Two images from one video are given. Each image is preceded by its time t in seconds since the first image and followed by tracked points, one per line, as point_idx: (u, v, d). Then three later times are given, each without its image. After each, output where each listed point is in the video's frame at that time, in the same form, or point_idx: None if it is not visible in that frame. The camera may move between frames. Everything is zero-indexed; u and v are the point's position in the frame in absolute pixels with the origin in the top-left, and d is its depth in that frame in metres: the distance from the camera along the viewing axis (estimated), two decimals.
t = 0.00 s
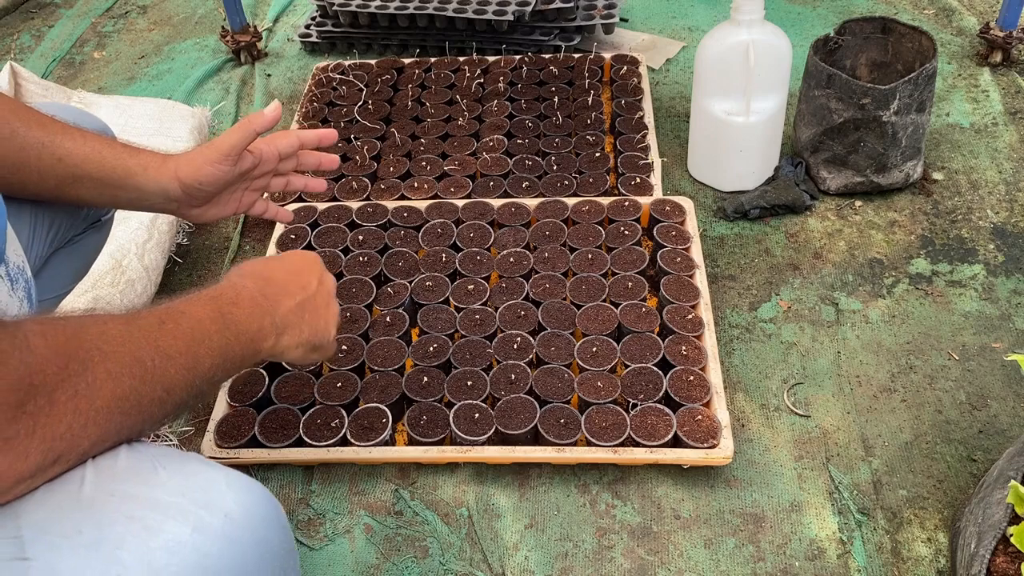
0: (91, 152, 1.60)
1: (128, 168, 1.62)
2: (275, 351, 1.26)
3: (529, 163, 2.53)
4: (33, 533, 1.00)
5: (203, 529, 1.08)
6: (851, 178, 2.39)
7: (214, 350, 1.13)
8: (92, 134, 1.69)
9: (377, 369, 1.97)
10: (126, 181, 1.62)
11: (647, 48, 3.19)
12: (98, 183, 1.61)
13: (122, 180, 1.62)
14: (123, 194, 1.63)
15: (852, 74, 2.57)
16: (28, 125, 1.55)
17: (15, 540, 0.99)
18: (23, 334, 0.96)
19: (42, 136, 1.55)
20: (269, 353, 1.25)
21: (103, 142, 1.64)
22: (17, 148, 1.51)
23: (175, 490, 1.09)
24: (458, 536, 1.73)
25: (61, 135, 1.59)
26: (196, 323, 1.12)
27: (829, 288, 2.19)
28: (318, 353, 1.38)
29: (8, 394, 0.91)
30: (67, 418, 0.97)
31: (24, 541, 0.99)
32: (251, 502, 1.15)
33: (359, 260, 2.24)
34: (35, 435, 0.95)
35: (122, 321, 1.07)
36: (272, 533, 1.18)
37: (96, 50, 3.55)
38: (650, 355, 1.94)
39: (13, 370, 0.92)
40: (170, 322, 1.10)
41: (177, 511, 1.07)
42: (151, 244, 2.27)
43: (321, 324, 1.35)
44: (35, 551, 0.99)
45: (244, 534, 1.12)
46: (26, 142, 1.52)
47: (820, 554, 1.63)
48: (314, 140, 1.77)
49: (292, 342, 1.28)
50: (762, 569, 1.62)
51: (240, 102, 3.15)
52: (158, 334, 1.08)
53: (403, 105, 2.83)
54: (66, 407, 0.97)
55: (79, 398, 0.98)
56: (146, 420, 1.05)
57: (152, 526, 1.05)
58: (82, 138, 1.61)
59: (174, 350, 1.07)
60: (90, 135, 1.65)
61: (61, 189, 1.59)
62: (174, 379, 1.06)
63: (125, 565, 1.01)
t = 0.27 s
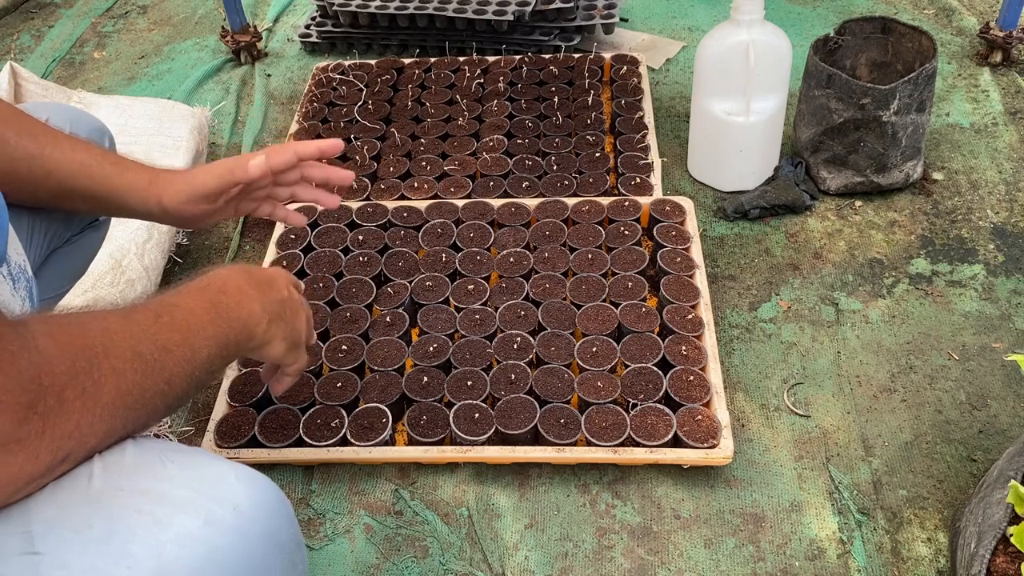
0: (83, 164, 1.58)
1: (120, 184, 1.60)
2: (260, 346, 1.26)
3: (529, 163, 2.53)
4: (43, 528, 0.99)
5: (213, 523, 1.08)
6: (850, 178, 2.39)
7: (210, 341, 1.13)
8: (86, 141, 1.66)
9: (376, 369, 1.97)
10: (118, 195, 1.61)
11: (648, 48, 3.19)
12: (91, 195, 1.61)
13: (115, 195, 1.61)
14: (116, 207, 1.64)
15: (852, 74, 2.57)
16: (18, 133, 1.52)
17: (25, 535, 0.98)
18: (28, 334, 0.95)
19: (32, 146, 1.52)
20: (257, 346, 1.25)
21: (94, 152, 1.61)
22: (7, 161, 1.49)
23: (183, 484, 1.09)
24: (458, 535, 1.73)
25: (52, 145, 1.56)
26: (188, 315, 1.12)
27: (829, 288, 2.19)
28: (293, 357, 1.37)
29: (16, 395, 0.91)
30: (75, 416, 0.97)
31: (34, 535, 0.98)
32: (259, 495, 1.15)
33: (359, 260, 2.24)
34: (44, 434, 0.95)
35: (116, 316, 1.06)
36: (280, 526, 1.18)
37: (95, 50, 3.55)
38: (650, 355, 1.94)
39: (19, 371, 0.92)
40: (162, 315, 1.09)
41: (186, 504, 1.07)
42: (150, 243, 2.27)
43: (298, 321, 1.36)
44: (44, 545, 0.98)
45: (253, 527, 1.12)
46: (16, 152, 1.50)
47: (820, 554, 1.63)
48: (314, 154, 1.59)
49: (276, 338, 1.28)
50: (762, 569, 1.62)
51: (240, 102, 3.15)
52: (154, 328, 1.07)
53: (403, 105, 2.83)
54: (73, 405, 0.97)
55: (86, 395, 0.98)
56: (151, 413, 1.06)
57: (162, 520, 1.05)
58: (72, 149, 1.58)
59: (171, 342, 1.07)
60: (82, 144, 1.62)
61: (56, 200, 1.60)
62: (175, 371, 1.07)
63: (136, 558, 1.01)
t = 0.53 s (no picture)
0: (77, 163, 1.58)
1: (111, 184, 1.60)
2: (271, 344, 1.24)
3: (529, 163, 2.53)
4: (50, 526, 1.00)
5: (219, 521, 1.08)
6: (851, 178, 2.39)
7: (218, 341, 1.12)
8: (82, 139, 1.66)
9: (376, 369, 1.97)
10: (109, 195, 1.62)
11: (648, 48, 3.19)
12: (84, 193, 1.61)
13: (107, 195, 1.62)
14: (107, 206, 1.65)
15: (852, 74, 2.57)
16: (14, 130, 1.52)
17: (31, 533, 0.99)
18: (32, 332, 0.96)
19: (27, 143, 1.53)
20: (268, 345, 1.23)
21: (88, 150, 1.61)
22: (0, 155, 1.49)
23: (190, 483, 1.09)
24: (458, 535, 1.73)
25: (47, 142, 1.56)
26: (195, 315, 1.11)
27: (829, 288, 2.19)
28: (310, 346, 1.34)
29: (21, 393, 0.91)
30: (81, 416, 0.97)
31: (41, 534, 0.99)
32: (266, 493, 1.15)
33: (359, 260, 2.24)
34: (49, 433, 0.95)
35: (123, 316, 1.05)
36: (286, 525, 1.18)
37: (95, 50, 3.55)
38: (650, 355, 1.94)
39: (25, 370, 0.92)
40: (169, 316, 1.09)
41: (192, 502, 1.07)
42: (150, 243, 2.27)
43: (315, 314, 1.31)
44: (51, 543, 0.99)
45: (260, 525, 1.12)
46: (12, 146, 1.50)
47: (820, 554, 1.63)
48: (307, 159, 1.64)
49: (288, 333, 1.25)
50: (762, 569, 1.62)
51: (240, 102, 3.15)
52: (160, 328, 1.07)
53: (403, 105, 2.84)
54: (78, 404, 0.97)
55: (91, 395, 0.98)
56: (159, 413, 1.06)
57: (168, 518, 1.04)
58: (65, 147, 1.58)
59: (179, 342, 1.07)
60: (78, 142, 1.62)
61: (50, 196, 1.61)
62: (183, 371, 1.06)
63: (141, 556, 1.01)
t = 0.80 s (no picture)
0: (61, 176, 1.51)
1: (95, 203, 1.50)
2: (231, 333, 1.25)
3: (529, 163, 2.53)
4: (47, 525, 0.99)
5: (215, 517, 1.09)
6: (851, 178, 2.39)
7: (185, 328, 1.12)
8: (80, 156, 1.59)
9: (376, 369, 1.97)
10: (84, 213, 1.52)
11: (647, 48, 3.19)
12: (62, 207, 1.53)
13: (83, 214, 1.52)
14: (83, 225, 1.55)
15: (852, 74, 2.57)
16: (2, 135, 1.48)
17: (27, 532, 0.98)
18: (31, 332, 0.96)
19: (18, 152, 1.48)
20: (229, 335, 1.24)
21: (74, 165, 1.53)
22: None
23: (186, 481, 1.10)
24: (458, 535, 1.73)
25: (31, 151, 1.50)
26: (162, 309, 1.11)
27: (829, 288, 2.19)
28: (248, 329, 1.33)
29: (23, 391, 0.91)
30: (77, 413, 0.97)
31: (37, 533, 0.98)
32: (260, 491, 1.16)
33: (359, 260, 2.24)
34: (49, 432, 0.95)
35: (98, 313, 1.05)
36: (280, 523, 1.19)
37: (96, 50, 3.55)
38: (650, 355, 1.94)
39: (26, 367, 0.92)
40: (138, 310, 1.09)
41: (189, 499, 1.08)
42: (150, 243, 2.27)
43: (255, 301, 1.34)
44: (46, 542, 0.98)
45: (255, 522, 1.14)
46: None
47: (820, 554, 1.63)
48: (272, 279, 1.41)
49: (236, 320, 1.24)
50: (762, 569, 1.62)
51: (240, 102, 3.15)
52: (137, 323, 1.06)
53: (403, 105, 2.84)
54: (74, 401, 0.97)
55: (84, 391, 0.98)
56: (146, 404, 1.05)
57: (165, 515, 1.05)
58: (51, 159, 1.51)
59: (154, 334, 1.07)
60: (69, 155, 1.55)
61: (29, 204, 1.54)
62: (161, 359, 1.06)
63: (139, 552, 1.01)
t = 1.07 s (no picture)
0: (62, 170, 1.51)
1: (98, 199, 1.51)
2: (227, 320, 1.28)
3: (529, 163, 2.53)
4: (36, 530, 0.99)
5: (204, 522, 1.08)
6: (851, 178, 2.39)
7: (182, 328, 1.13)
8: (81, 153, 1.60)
9: (376, 369, 1.97)
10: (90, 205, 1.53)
11: (648, 48, 3.19)
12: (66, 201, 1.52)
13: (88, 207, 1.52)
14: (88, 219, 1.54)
15: (852, 74, 2.57)
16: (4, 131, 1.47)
17: (16, 537, 0.98)
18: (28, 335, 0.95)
19: (20, 146, 1.47)
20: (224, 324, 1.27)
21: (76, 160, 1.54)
22: None
23: (175, 485, 1.09)
24: (458, 535, 1.73)
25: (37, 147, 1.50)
26: (162, 306, 1.13)
27: (829, 288, 2.19)
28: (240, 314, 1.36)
29: (18, 397, 0.91)
30: (68, 418, 0.97)
31: (26, 537, 0.98)
32: (250, 493, 1.14)
33: (359, 260, 2.24)
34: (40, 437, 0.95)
35: (94, 311, 1.05)
36: (271, 526, 1.17)
37: (95, 50, 3.55)
38: (650, 355, 1.94)
39: (20, 373, 0.92)
40: (138, 307, 1.10)
41: (177, 503, 1.07)
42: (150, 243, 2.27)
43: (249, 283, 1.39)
44: (35, 546, 0.98)
45: (245, 526, 1.12)
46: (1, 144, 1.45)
47: (820, 554, 1.63)
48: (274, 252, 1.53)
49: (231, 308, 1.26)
50: (762, 569, 1.62)
51: (240, 102, 3.15)
52: (133, 324, 1.07)
53: (403, 105, 2.84)
54: (67, 407, 0.97)
55: (77, 396, 0.98)
56: (140, 404, 1.06)
57: (153, 520, 1.04)
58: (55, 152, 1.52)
59: (151, 334, 1.08)
60: (71, 152, 1.56)
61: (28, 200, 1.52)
62: (156, 361, 1.07)
63: (126, 558, 1.00)
